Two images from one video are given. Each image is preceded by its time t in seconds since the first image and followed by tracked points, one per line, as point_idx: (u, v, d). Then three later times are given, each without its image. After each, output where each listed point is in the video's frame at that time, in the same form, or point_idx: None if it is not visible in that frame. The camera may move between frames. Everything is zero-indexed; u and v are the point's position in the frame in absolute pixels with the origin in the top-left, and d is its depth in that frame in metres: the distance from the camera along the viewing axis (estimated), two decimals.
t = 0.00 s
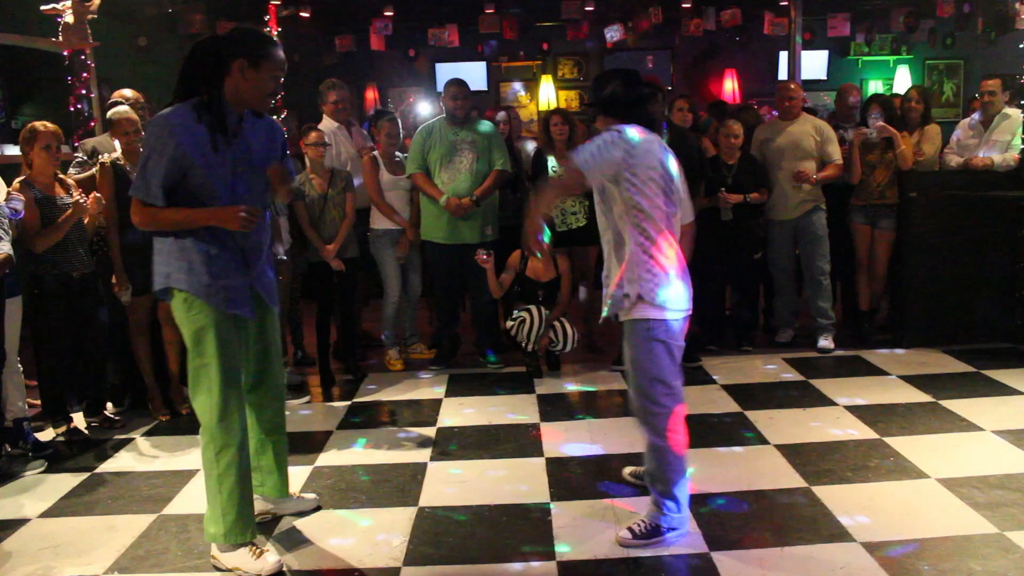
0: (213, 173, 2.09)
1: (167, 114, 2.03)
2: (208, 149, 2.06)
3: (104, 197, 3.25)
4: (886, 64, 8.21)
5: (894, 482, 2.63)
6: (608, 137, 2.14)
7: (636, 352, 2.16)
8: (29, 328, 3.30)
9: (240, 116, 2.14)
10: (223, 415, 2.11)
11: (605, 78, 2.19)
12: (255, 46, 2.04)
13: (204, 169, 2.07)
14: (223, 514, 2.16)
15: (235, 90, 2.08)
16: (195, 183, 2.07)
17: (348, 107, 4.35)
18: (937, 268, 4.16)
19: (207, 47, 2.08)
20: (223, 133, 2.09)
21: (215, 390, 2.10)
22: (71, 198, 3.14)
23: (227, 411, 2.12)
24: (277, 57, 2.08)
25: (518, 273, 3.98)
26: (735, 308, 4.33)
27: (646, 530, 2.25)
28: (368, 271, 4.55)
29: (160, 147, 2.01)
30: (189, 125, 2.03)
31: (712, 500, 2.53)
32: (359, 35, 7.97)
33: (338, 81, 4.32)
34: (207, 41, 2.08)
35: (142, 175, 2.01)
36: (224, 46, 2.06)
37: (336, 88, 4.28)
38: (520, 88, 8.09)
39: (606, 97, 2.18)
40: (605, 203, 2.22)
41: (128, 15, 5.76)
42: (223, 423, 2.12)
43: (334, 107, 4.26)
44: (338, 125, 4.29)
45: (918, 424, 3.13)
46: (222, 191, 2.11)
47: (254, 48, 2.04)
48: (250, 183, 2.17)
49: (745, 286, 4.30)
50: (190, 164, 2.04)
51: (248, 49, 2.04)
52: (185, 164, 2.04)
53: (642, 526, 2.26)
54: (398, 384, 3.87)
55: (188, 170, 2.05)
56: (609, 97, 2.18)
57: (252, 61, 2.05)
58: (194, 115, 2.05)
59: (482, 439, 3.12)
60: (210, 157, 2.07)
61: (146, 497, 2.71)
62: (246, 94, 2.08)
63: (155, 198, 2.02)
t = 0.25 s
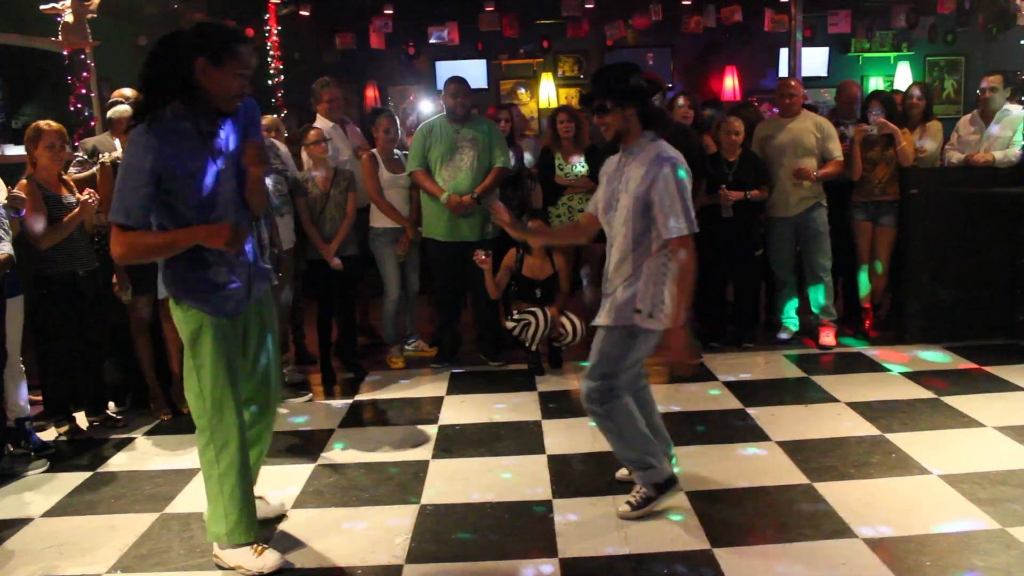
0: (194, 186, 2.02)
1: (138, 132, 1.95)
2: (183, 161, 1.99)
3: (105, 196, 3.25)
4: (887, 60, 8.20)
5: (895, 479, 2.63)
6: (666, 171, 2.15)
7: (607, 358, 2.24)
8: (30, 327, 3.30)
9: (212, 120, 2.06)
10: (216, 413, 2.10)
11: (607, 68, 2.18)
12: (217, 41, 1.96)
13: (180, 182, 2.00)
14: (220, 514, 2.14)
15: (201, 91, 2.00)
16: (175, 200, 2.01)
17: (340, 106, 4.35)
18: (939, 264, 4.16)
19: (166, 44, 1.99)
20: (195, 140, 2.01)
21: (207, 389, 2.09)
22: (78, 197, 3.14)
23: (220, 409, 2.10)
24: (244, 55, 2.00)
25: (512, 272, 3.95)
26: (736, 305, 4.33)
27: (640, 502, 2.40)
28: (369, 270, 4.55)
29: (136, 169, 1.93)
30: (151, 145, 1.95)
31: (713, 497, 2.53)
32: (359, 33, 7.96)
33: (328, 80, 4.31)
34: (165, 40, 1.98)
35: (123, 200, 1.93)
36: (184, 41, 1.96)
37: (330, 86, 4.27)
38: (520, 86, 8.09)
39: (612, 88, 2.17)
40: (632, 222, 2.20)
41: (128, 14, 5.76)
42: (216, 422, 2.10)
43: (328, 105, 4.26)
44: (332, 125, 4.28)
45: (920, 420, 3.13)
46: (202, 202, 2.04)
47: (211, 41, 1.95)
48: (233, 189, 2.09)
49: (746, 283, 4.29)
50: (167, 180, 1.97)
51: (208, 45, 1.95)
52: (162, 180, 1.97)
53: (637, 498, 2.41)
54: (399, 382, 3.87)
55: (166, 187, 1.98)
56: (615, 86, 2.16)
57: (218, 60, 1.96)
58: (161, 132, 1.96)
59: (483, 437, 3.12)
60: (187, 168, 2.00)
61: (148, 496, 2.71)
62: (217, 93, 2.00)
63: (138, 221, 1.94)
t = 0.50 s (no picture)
0: (199, 187, 2.00)
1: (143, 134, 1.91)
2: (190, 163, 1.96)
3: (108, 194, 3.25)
4: (890, 56, 8.18)
5: (898, 475, 2.63)
6: (677, 176, 2.13)
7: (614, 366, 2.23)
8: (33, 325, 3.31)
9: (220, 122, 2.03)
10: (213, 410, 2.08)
11: (610, 69, 2.17)
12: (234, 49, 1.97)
13: (188, 184, 1.97)
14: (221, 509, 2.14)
15: (209, 95, 1.99)
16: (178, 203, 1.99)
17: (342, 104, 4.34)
18: (941, 260, 4.16)
19: (177, 42, 1.97)
20: (203, 140, 1.98)
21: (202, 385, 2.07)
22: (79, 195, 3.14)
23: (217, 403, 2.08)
24: (259, 64, 2.01)
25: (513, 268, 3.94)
26: (738, 302, 4.33)
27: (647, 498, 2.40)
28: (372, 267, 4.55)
29: (145, 171, 1.89)
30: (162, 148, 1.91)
31: (716, 493, 2.53)
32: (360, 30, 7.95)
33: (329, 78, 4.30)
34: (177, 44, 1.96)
35: (133, 204, 1.89)
36: (201, 45, 1.95)
37: (330, 83, 4.26)
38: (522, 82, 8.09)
39: (618, 90, 2.16)
40: (645, 226, 2.20)
41: (129, 11, 5.75)
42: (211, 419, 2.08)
43: (327, 102, 4.25)
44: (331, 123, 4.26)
45: (922, 417, 3.13)
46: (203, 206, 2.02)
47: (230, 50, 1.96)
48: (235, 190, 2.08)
49: (748, 279, 4.29)
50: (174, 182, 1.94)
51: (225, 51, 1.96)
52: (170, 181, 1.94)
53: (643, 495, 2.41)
54: (401, 379, 3.88)
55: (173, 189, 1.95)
56: (621, 86, 2.16)
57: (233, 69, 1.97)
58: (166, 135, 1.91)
59: (486, 434, 3.12)
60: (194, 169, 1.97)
61: (151, 493, 2.71)
62: (230, 100, 2.00)
63: (147, 224, 1.91)
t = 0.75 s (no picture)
0: (233, 186, 2.09)
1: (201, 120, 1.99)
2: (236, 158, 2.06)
3: (108, 192, 3.25)
4: (891, 56, 8.18)
5: (900, 476, 2.62)
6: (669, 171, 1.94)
7: (613, 381, 2.02)
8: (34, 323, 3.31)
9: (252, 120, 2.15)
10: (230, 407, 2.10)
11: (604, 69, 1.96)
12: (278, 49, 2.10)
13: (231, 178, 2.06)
14: (232, 508, 2.14)
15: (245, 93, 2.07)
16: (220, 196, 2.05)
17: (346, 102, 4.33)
18: (942, 261, 4.15)
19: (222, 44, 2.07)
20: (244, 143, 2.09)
21: (220, 382, 2.09)
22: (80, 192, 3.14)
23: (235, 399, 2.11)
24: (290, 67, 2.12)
25: (516, 268, 3.91)
26: (739, 302, 4.33)
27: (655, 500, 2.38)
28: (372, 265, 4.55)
29: (208, 157, 1.97)
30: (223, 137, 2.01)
31: (716, 493, 2.53)
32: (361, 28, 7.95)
33: (334, 75, 4.29)
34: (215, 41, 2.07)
35: (194, 183, 1.94)
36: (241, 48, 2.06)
37: (333, 81, 4.25)
38: (523, 81, 8.09)
39: (618, 95, 1.96)
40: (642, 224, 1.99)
41: (131, 9, 5.75)
42: (229, 417, 2.10)
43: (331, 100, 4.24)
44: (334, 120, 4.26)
45: (923, 417, 3.12)
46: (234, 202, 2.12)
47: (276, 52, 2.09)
48: (258, 197, 2.20)
49: (749, 279, 4.29)
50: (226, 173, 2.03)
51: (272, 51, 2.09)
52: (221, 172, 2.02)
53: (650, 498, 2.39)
54: (402, 377, 3.88)
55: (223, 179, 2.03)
56: (621, 90, 1.96)
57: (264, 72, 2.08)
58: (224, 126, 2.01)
59: (487, 433, 3.12)
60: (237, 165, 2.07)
61: (152, 491, 2.71)
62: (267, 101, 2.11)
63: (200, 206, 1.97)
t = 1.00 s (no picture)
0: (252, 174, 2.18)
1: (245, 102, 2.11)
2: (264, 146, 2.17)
3: (109, 189, 3.25)
4: (893, 57, 8.18)
5: (899, 477, 2.62)
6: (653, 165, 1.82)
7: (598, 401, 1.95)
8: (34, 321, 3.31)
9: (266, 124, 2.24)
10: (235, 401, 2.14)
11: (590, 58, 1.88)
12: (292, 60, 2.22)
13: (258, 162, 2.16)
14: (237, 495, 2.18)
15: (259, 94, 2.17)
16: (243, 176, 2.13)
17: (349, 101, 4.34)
18: (942, 262, 4.15)
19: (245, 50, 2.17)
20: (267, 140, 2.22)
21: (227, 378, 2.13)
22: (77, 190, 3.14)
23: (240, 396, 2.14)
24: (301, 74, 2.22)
25: (521, 267, 3.95)
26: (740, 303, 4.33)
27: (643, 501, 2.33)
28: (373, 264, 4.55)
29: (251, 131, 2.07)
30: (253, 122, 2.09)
31: (716, 493, 2.53)
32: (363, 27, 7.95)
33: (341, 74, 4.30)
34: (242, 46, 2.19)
35: (237, 148, 2.03)
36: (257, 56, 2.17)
37: (339, 79, 4.26)
38: (525, 81, 8.09)
39: (602, 84, 1.87)
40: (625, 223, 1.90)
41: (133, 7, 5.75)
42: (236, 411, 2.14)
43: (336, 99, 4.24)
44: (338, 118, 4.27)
45: (923, 418, 3.12)
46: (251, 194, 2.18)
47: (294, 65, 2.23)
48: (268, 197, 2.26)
49: (750, 280, 4.29)
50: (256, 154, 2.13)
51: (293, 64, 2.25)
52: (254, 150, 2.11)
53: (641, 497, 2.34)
54: (402, 376, 3.88)
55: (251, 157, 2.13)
56: (604, 80, 1.87)
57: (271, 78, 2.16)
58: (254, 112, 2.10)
59: (487, 432, 3.12)
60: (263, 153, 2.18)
61: (151, 489, 2.71)
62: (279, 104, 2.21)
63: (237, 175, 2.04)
